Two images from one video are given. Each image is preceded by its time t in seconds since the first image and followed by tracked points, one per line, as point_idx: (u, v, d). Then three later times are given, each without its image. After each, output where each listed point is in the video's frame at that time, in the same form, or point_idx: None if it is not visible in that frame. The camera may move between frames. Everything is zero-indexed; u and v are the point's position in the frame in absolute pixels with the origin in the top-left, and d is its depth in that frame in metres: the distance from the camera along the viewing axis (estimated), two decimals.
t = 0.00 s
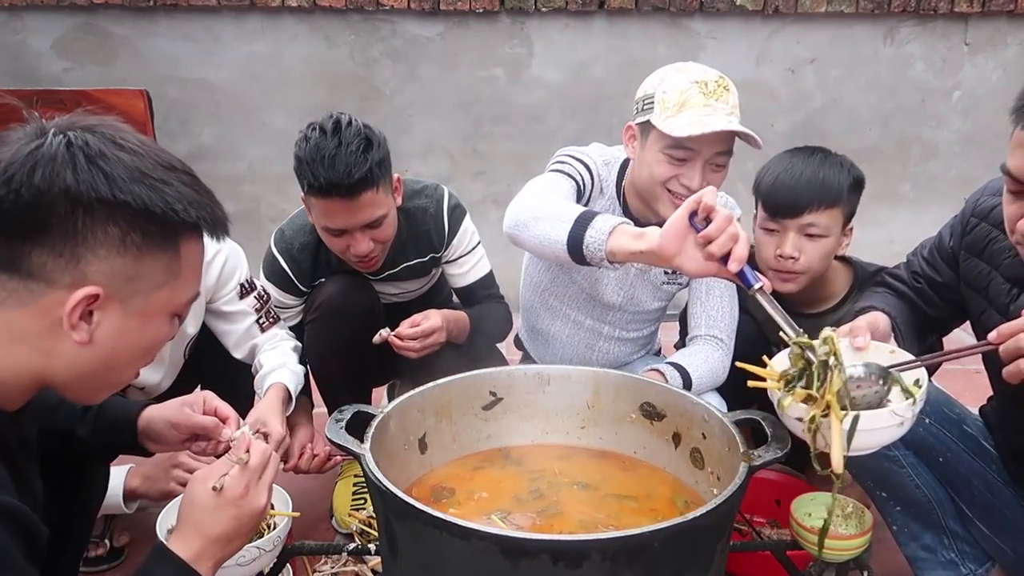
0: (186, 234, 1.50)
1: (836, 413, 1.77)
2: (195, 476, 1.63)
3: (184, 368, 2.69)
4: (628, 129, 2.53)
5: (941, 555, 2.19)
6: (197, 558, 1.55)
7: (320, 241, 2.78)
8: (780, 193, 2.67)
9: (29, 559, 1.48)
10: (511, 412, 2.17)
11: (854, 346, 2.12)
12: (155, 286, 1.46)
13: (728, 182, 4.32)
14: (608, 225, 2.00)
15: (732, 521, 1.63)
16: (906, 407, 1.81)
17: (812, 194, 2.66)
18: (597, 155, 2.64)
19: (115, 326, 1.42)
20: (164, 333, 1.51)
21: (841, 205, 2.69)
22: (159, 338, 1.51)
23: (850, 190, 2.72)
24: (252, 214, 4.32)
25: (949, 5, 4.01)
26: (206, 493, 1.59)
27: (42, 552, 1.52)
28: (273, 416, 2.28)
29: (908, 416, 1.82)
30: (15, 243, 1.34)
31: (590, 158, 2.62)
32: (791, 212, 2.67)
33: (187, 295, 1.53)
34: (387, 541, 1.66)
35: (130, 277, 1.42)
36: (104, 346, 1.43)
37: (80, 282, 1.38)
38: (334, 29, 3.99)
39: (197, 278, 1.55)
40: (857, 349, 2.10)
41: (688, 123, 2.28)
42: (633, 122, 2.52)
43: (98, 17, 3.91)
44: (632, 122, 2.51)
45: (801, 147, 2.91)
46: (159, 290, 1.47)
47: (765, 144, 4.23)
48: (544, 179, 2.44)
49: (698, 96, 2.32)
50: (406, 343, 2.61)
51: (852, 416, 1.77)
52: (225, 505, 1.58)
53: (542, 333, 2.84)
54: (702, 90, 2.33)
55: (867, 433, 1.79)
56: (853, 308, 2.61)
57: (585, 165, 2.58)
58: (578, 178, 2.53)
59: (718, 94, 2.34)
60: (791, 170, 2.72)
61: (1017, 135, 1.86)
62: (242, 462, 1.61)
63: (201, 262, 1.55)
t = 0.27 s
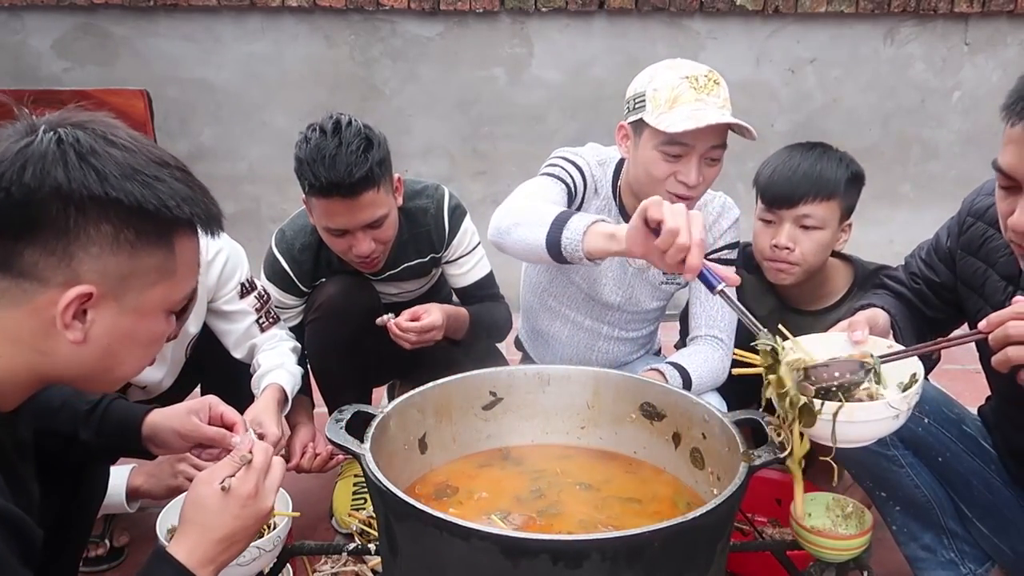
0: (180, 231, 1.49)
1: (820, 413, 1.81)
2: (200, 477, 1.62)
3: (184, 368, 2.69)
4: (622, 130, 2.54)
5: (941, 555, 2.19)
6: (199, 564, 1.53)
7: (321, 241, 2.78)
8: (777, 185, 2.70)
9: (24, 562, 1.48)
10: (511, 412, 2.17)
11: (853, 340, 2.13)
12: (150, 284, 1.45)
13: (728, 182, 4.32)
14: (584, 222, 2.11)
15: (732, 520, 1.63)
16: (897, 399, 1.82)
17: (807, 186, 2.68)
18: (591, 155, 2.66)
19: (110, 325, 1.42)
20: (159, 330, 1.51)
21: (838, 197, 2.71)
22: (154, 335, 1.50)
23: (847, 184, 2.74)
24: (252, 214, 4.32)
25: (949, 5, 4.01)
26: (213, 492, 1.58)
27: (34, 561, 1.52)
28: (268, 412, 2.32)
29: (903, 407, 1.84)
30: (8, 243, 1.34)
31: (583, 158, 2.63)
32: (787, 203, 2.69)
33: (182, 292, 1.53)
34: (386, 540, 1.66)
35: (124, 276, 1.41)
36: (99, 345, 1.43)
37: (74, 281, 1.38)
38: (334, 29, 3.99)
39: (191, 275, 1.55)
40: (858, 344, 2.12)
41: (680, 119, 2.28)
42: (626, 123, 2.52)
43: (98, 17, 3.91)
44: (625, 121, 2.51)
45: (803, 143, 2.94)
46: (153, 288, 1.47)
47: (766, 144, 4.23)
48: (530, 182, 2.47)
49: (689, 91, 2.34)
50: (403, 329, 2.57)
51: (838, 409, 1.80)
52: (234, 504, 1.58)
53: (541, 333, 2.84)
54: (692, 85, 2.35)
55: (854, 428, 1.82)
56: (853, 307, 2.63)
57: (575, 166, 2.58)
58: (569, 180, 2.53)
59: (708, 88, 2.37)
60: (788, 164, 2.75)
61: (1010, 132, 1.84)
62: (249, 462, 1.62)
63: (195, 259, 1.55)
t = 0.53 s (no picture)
0: (178, 233, 1.49)
1: (803, 405, 1.81)
2: (203, 481, 1.62)
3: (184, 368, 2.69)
4: (619, 125, 2.51)
5: (941, 555, 2.20)
6: (203, 568, 1.53)
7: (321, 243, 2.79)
8: (773, 185, 2.70)
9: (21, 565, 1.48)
10: (511, 412, 2.17)
11: (845, 338, 2.15)
12: (147, 286, 1.45)
13: (728, 182, 4.32)
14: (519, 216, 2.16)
15: (732, 521, 1.63)
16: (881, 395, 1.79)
17: (803, 186, 2.68)
18: (582, 153, 2.67)
19: (106, 327, 1.42)
20: (157, 332, 1.51)
21: (834, 196, 2.71)
22: (151, 337, 1.50)
23: (843, 183, 2.74)
24: (252, 214, 4.32)
25: (949, 5, 4.01)
26: (218, 496, 1.58)
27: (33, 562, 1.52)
28: (274, 407, 2.30)
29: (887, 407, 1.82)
30: (5, 244, 1.34)
31: (574, 159, 2.64)
32: (784, 203, 2.69)
33: (179, 295, 1.53)
34: (387, 540, 1.66)
35: (121, 277, 1.41)
36: (95, 347, 1.42)
37: (70, 283, 1.37)
38: (334, 29, 3.99)
39: (189, 278, 1.55)
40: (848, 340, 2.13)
41: (686, 116, 2.29)
42: (622, 118, 2.50)
43: (98, 17, 3.91)
44: (622, 117, 2.49)
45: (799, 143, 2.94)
46: (150, 290, 1.46)
47: (766, 143, 4.23)
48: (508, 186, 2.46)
49: (694, 86, 2.35)
50: (384, 288, 2.57)
51: (822, 401, 1.79)
52: (237, 508, 1.58)
53: (541, 334, 2.83)
54: (697, 80, 2.37)
55: (837, 422, 1.81)
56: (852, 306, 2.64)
57: (559, 168, 2.58)
58: (551, 183, 2.52)
59: (711, 83, 2.39)
60: (784, 164, 2.75)
61: (1017, 114, 1.84)
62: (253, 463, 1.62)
63: (193, 261, 1.55)
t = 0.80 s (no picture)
0: (177, 234, 1.49)
1: (810, 408, 1.82)
2: (199, 482, 1.62)
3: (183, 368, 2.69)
4: (612, 124, 2.54)
5: (941, 555, 2.20)
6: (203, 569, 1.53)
7: (321, 242, 2.82)
8: (774, 188, 2.70)
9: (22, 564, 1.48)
10: (511, 412, 2.17)
11: (847, 344, 2.13)
12: (146, 286, 1.45)
13: (728, 182, 4.32)
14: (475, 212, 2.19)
15: (732, 521, 1.63)
16: (887, 405, 1.79)
17: (805, 189, 2.68)
18: (576, 154, 2.67)
19: (105, 326, 1.42)
20: (155, 332, 1.51)
21: (836, 199, 2.72)
22: (150, 337, 1.51)
23: (844, 185, 2.75)
24: (252, 214, 4.32)
25: (949, 5, 4.01)
26: (214, 495, 1.58)
27: (32, 562, 1.52)
28: (285, 378, 2.33)
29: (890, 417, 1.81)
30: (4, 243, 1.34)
31: (564, 160, 2.64)
32: (786, 206, 2.69)
33: (178, 296, 1.53)
34: (387, 540, 1.66)
35: (120, 277, 1.41)
36: (95, 347, 1.43)
37: (69, 283, 1.37)
38: (333, 29, 3.99)
39: (188, 279, 1.55)
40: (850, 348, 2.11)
41: (673, 124, 2.27)
42: (616, 118, 2.53)
43: (99, 17, 3.91)
44: (615, 118, 2.52)
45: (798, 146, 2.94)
46: (150, 290, 1.46)
47: (765, 143, 4.23)
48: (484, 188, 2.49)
49: (683, 94, 2.33)
50: (378, 278, 2.57)
51: (829, 407, 1.80)
52: (233, 505, 1.58)
53: (539, 334, 2.83)
54: (687, 88, 2.34)
55: (842, 428, 1.82)
56: (850, 307, 2.63)
57: (546, 170, 2.58)
58: (535, 185, 2.52)
59: (703, 92, 2.36)
60: (785, 167, 2.75)
61: (1016, 118, 1.84)
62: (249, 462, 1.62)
63: (192, 262, 1.55)
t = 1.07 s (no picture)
0: (174, 230, 1.49)
1: (830, 413, 1.84)
2: (194, 485, 1.60)
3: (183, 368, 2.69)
4: (609, 127, 2.53)
5: (941, 555, 2.20)
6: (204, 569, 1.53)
7: (320, 243, 2.84)
8: (772, 189, 2.70)
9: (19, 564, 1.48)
10: (510, 413, 2.17)
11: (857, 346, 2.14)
12: (143, 283, 1.45)
13: (728, 182, 4.32)
14: (474, 258, 2.13)
15: (732, 520, 1.63)
16: (905, 411, 1.82)
17: (802, 190, 2.68)
18: (570, 157, 2.64)
19: (103, 323, 1.42)
20: (153, 329, 1.51)
21: (833, 199, 2.72)
22: (148, 334, 1.50)
23: (840, 185, 2.75)
24: (252, 214, 4.32)
25: (949, 5, 4.01)
26: (210, 496, 1.57)
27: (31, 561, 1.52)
28: (278, 342, 2.38)
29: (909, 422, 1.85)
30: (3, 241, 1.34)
31: (559, 164, 2.61)
32: (783, 207, 2.69)
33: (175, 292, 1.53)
34: (387, 540, 1.67)
35: (118, 275, 1.41)
36: (93, 344, 1.43)
37: (67, 281, 1.37)
38: (333, 29, 3.99)
39: (186, 275, 1.55)
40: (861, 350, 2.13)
41: (662, 126, 2.25)
42: (613, 119, 2.52)
43: (99, 17, 3.91)
44: (612, 119, 2.51)
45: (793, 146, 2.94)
46: (147, 287, 1.46)
47: (765, 144, 4.23)
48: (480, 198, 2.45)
49: (674, 96, 2.30)
50: (375, 279, 2.57)
51: (850, 412, 1.82)
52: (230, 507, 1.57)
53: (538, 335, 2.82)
54: (678, 90, 2.31)
55: (862, 433, 1.84)
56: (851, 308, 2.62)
57: (541, 176, 2.55)
58: (529, 195, 2.50)
59: (695, 94, 2.32)
60: (782, 166, 2.75)
61: (1005, 137, 1.84)
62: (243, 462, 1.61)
63: (189, 258, 1.55)
